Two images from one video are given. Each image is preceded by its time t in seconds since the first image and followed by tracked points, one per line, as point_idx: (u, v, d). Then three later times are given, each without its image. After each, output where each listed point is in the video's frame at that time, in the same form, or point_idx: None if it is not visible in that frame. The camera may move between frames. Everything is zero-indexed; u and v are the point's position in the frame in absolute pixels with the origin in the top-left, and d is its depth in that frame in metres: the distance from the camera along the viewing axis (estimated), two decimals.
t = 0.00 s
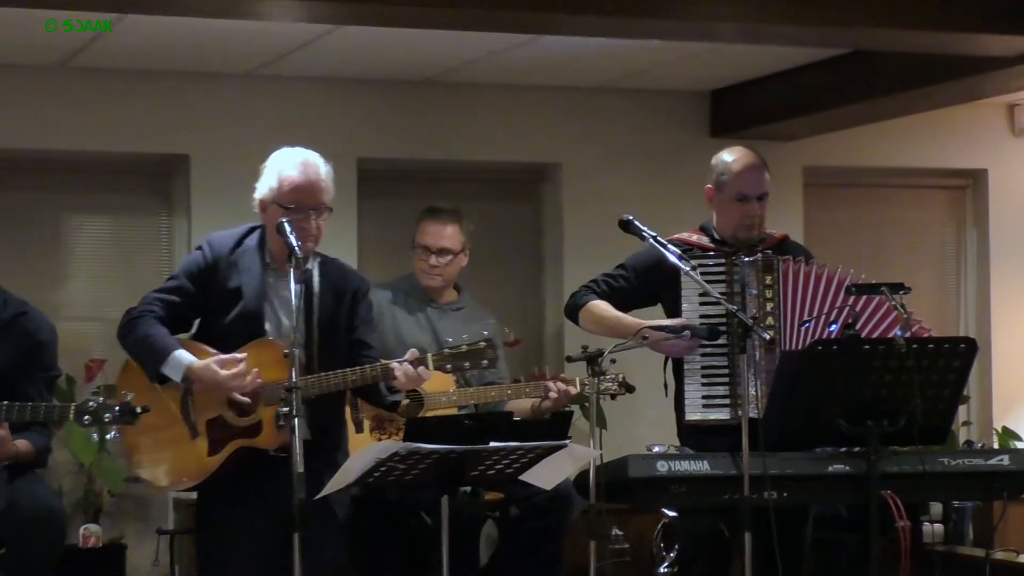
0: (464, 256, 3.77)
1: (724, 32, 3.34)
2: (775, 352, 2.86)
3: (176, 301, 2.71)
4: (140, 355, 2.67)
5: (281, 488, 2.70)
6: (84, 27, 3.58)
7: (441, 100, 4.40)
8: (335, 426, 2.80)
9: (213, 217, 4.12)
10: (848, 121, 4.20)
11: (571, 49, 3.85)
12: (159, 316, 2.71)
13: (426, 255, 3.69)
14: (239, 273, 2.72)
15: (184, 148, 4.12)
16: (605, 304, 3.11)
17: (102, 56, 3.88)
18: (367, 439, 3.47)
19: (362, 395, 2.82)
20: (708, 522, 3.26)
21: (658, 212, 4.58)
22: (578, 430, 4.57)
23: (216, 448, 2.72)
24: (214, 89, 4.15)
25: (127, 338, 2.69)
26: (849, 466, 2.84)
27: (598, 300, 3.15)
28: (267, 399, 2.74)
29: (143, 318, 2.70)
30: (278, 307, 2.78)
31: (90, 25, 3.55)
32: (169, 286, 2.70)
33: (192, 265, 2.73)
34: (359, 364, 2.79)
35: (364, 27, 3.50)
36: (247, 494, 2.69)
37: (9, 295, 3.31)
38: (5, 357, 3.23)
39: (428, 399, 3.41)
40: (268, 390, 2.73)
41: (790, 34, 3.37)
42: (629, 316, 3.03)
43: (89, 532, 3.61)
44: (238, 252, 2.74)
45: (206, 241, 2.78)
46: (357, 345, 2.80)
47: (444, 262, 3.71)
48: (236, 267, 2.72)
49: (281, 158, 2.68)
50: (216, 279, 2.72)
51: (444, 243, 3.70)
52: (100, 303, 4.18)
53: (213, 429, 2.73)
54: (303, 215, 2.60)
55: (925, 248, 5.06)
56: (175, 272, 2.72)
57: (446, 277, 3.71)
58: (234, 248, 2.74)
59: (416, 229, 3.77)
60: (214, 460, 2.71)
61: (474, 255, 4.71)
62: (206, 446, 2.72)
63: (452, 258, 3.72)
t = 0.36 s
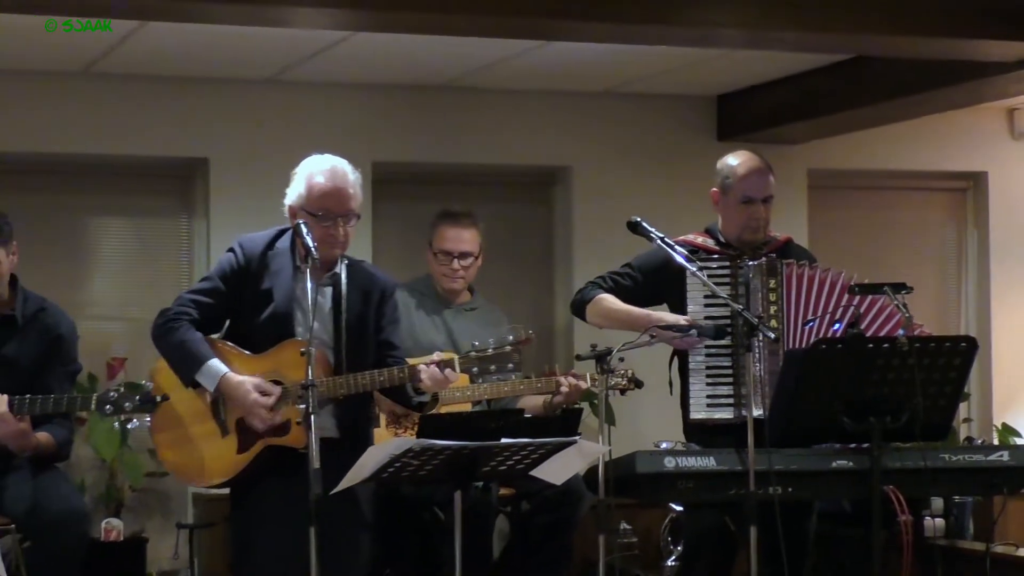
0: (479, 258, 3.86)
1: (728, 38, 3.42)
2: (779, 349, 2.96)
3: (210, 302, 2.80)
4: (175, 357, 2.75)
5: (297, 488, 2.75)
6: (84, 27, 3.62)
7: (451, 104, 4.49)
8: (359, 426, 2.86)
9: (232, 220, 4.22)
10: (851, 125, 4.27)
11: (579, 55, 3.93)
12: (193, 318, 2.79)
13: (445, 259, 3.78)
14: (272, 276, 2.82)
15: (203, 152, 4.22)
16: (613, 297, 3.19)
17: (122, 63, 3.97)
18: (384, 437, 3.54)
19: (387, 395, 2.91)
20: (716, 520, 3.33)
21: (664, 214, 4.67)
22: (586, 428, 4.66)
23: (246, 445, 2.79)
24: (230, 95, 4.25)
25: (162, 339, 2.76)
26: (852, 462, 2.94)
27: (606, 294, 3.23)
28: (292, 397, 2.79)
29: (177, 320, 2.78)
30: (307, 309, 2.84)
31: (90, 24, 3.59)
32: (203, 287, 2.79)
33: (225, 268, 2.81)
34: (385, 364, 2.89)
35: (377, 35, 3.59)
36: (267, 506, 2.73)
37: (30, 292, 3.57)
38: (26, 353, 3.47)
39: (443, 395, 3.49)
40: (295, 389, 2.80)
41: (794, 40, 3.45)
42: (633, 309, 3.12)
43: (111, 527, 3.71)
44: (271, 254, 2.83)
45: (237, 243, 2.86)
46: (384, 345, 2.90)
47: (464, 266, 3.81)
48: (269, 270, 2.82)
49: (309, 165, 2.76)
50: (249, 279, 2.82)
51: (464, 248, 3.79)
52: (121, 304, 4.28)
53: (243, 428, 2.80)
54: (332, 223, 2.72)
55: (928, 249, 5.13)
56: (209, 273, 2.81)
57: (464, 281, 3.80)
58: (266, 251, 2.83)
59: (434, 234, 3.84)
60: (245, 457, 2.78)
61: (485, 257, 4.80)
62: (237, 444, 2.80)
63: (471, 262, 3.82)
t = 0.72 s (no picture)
0: (483, 258, 3.96)
1: (732, 44, 3.51)
2: (780, 348, 3.06)
3: (226, 302, 2.91)
4: (194, 353, 2.85)
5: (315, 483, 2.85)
6: (85, 27, 3.62)
7: (461, 108, 4.58)
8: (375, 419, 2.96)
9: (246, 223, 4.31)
10: (854, 128, 4.35)
11: (587, 60, 4.02)
12: (210, 316, 2.89)
13: (449, 262, 3.87)
14: (285, 275, 2.91)
15: (218, 155, 4.31)
16: (620, 297, 3.28)
17: (140, 68, 4.07)
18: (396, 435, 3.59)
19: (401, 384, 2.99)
20: (719, 515, 3.44)
21: (669, 216, 4.76)
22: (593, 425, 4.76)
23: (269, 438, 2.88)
24: (245, 99, 4.34)
25: (181, 336, 2.86)
26: (852, 458, 3.03)
27: (614, 291, 3.31)
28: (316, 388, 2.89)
29: (195, 318, 2.88)
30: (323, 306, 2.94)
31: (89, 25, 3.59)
32: (219, 288, 2.90)
33: (240, 269, 2.92)
34: (400, 354, 2.97)
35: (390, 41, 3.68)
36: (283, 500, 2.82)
37: (46, 288, 3.57)
38: (44, 345, 3.47)
39: (452, 393, 3.61)
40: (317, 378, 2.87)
41: (796, 46, 3.55)
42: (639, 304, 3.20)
43: (130, 521, 3.81)
44: (284, 255, 2.93)
45: (251, 247, 2.96)
46: (397, 340, 2.99)
47: (468, 268, 3.90)
48: (283, 269, 2.92)
49: (321, 166, 2.85)
50: (263, 280, 2.92)
51: (469, 250, 3.89)
52: (140, 304, 4.38)
53: (263, 422, 2.89)
54: (344, 222, 2.80)
55: (929, 251, 5.22)
56: (224, 275, 2.92)
57: (469, 281, 3.90)
58: (280, 252, 2.93)
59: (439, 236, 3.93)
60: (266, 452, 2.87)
61: (494, 258, 4.89)
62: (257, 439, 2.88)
63: (475, 263, 3.91)
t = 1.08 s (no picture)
0: (487, 258, 4.03)
1: (734, 49, 3.60)
2: (784, 346, 3.15)
3: (236, 304, 2.92)
4: (204, 355, 2.88)
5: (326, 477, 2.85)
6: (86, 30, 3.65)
7: (471, 112, 4.68)
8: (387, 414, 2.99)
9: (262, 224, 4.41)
10: (856, 131, 4.44)
11: (596, 65, 4.11)
12: (220, 318, 2.91)
13: (455, 264, 3.95)
14: (294, 276, 2.91)
15: (235, 158, 4.41)
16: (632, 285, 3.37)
17: (159, 73, 4.18)
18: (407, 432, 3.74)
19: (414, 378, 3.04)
20: (724, 509, 3.52)
21: (674, 218, 4.85)
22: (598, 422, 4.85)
23: (283, 436, 2.91)
24: (261, 103, 4.45)
25: (191, 339, 2.89)
26: (854, 453, 3.14)
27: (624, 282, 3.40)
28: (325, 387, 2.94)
29: (205, 320, 2.91)
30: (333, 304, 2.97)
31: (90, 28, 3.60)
32: (228, 290, 2.90)
33: (249, 270, 2.92)
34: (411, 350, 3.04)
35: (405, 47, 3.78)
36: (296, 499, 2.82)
37: (63, 287, 3.63)
38: (62, 340, 3.53)
39: (459, 391, 3.72)
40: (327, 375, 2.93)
41: (799, 51, 3.64)
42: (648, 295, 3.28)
43: (150, 514, 3.91)
44: (293, 255, 2.92)
45: (261, 245, 2.95)
46: (409, 335, 3.04)
47: (473, 269, 3.98)
48: (292, 271, 2.91)
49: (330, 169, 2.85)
50: (273, 281, 2.92)
51: (473, 251, 3.97)
52: (157, 303, 4.48)
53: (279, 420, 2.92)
54: (352, 226, 2.79)
55: (931, 251, 5.30)
56: (234, 276, 2.92)
57: (475, 282, 3.98)
58: (289, 253, 2.92)
59: (442, 239, 4.02)
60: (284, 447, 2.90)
61: (504, 258, 4.98)
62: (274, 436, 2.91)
63: (480, 265, 3.99)
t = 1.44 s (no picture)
0: (492, 258, 4.15)
1: (739, 54, 3.69)
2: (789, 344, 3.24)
3: (248, 305, 2.99)
4: (218, 352, 2.95)
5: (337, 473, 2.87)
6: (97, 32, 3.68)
7: (481, 116, 4.78)
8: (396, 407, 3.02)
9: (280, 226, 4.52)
10: (859, 134, 4.53)
11: (604, 70, 4.21)
12: (233, 318, 2.98)
13: (462, 265, 4.06)
14: (304, 275, 2.98)
15: (251, 161, 4.52)
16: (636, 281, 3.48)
17: (179, 79, 4.29)
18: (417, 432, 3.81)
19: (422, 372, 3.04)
20: (729, 503, 3.63)
21: (679, 219, 4.95)
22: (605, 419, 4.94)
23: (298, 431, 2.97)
24: (276, 107, 4.55)
25: (206, 338, 2.97)
26: (857, 449, 3.24)
27: (630, 278, 3.51)
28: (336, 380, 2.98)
29: (219, 320, 2.98)
30: (344, 303, 3.04)
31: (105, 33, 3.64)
32: (240, 291, 2.98)
33: (259, 272, 2.99)
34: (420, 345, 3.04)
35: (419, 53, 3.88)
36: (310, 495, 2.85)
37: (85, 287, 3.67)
38: (84, 339, 3.59)
39: (468, 389, 3.82)
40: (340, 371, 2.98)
41: (801, 56, 3.73)
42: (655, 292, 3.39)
43: (171, 508, 4.02)
44: (302, 256, 2.99)
45: (272, 249, 3.03)
46: (418, 329, 3.05)
47: (479, 268, 4.08)
48: (301, 271, 2.98)
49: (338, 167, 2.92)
50: (283, 282, 2.99)
51: (479, 251, 4.08)
52: (174, 302, 4.59)
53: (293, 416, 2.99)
54: (362, 221, 2.85)
55: (933, 252, 5.39)
56: (246, 279, 3.00)
57: (481, 281, 4.09)
58: (298, 254, 2.99)
59: (448, 241, 4.12)
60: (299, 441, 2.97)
61: (516, 259, 5.08)
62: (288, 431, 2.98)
63: (485, 264, 4.09)
